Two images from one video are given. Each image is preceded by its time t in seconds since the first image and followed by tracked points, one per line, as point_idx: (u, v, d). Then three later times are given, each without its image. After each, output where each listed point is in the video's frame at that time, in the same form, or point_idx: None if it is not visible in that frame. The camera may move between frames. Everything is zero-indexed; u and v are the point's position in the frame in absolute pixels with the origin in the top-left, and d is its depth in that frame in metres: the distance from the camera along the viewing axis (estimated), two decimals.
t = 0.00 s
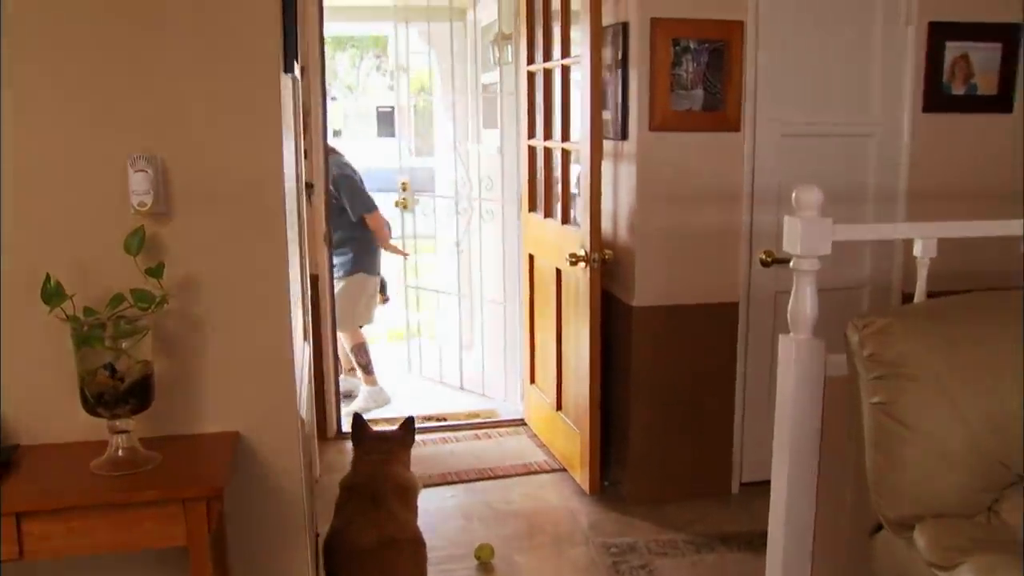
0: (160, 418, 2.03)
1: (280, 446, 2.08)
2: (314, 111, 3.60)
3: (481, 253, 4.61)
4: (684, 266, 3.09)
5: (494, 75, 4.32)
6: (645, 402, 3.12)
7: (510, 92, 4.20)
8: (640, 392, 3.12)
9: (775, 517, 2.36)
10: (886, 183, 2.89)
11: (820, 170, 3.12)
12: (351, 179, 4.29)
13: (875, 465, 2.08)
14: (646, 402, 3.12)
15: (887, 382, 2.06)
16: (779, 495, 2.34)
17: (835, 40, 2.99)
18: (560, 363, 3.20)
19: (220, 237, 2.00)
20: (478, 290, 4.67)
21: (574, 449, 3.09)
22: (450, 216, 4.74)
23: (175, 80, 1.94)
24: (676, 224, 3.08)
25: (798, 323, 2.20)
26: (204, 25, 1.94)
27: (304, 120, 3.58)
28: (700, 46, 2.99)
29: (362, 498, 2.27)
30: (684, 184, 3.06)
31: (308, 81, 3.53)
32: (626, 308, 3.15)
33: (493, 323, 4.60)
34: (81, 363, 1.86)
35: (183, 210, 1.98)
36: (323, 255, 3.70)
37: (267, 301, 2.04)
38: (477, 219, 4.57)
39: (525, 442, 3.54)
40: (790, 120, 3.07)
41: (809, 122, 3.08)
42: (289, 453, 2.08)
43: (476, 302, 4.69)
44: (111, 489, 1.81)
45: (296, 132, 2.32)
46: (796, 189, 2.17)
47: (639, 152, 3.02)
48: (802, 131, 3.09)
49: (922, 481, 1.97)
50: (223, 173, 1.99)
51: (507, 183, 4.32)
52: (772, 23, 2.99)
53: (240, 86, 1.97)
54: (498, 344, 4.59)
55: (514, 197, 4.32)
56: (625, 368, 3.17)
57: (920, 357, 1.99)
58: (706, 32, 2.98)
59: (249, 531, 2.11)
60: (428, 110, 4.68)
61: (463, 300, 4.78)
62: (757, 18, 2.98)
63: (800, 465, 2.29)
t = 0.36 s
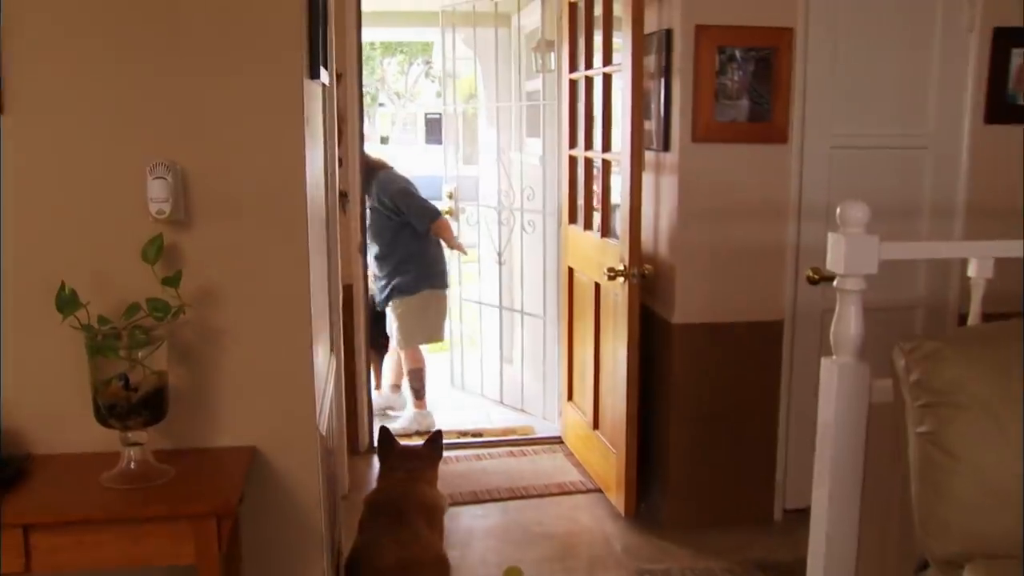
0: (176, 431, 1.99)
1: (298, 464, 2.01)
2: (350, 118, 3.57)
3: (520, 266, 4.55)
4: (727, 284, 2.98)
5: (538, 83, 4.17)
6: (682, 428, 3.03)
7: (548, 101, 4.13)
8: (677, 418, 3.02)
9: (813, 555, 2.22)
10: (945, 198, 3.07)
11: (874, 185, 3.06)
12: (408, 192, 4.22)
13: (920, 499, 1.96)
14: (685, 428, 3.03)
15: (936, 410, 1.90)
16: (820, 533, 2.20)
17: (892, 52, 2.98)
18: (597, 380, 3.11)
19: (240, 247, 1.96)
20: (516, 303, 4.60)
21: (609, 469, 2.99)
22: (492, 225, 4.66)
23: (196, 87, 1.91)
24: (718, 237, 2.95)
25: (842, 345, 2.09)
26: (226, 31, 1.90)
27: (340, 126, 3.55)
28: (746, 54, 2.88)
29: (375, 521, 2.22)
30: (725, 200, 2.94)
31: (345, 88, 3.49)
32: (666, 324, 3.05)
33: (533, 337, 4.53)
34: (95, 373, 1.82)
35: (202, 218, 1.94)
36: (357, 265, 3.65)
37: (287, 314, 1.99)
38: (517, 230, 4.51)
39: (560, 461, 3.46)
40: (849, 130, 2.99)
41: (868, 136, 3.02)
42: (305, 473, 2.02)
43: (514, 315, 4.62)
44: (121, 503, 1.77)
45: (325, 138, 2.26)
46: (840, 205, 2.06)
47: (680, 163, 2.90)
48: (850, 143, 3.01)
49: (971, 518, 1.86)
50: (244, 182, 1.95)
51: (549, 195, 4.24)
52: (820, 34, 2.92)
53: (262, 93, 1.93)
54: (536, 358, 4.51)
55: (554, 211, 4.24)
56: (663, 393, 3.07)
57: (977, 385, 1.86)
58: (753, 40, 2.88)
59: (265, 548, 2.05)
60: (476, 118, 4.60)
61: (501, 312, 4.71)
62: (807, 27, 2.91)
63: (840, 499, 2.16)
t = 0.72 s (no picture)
0: (183, 441, 1.94)
1: (308, 477, 1.96)
2: (375, 120, 3.54)
3: (546, 274, 4.50)
4: (764, 296, 2.90)
5: (570, 84, 4.18)
6: (713, 446, 2.96)
7: (583, 102, 4.11)
8: (707, 436, 2.95)
9: None
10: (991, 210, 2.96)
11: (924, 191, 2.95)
12: (455, 196, 4.15)
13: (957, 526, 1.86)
14: (716, 446, 2.96)
15: (973, 432, 1.80)
16: (851, 557, 2.11)
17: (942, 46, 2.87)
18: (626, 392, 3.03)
19: (251, 253, 1.91)
20: (542, 311, 4.55)
21: (637, 484, 2.91)
22: (513, 231, 4.62)
23: (207, 88, 1.87)
24: (755, 247, 2.87)
25: (877, 361, 2.00)
26: (239, 32, 1.87)
27: (365, 128, 3.52)
28: (782, 56, 2.79)
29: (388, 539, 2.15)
30: (763, 209, 2.85)
31: (368, 89, 3.44)
32: (694, 334, 2.98)
33: (563, 348, 4.46)
34: (98, 380, 1.78)
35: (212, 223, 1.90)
36: (381, 270, 3.62)
37: (298, 322, 1.94)
38: (545, 238, 4.47)
39: (588, 477, 3.40)
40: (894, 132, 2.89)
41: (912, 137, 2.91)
42: (315, 485, 1.96)
43: (539, 323, 4.57)
44: (122, 512, 1.72)
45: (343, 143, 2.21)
46: (875, 215, 1.97)
47: (712, 168, 2.82)
48: (893, 148, 2.90)
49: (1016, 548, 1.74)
50: (255, 186, 1.90)
51: (579, 204, 4.19)
52: (862, 36, 2.82)
53: (274, 94, 1.89)
54: (562, 368, 4.48)
55: (583, 219, 4.19)
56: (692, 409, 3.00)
57: (1015, 404, 1.76)
58: (792, 40, 2.78)
59: (274, 562, 2.00)
60: (512, 120, 4.50)
61: (523, 321, 4.66)
62: (847, 25, 2.81)
63: (872, 523, 2.06)
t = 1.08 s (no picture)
0: (179, 449, 1.89)
1: (308, 487, 1.91)
2: (386, 119, 3.51)
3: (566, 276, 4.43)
4: (784, 300, 2.87)
5: (588, 83, 4.11)
6: (732, 457, 2.92)
7: (600, 101, 4.00)
8: (726, 447, 2.92)
9: None
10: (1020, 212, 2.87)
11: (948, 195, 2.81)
12: (500, 195, 4.00)
13: (982, 547, 1.78)
14: (734, 458, 2.92)
15: (998, 447, 1.73)
16: None
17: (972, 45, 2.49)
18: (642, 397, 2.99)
19: (249, 256, 1.87)
20: (562, 314, 4.48)
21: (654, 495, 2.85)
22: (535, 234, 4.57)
23: (205, 87, 1.83)
24: (774, 252, 2.83)
25: (898, 371, 1.93)
26: (238, 29, 1.82)
27: (375, 127, 3.49)
28: (804, 53, 2.75)
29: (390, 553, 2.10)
30: (783, 212, 2.82)
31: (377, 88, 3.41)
32: (712, 339, 2.95)
33: (581, 353, 4.38)
34: (90, 386, 1.74)
35: (209, 225, 1.85)
36: (392, 272, 3.60)
37: (297, 328, 1.89)
38: (564, 240, 4.40)
39: (603, 485, 3.54)
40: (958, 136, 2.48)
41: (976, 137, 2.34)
42: (313, 496, 1.91)
43: (559, 327, 4.50)
44: (112, 521, 1.67)
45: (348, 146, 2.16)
46: (897, 219, 1.90)
47: (732, 171, 2.79)
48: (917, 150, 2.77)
49: None
50: (254, 188, 1.86)
51: (596, 205, 4.13)
52: (887, 31, 2.71)
53: (273, 94, 1.84)
54: (581, 372, 4.40)
55: (600, 222, 4.13)
56: (710, 416, 2.97)
57: None
58: (813, 37, 2.74)
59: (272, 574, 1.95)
60: (532, 120, 4.44)
61: (545, 325, 4.58)
62: (873, 22, 2.73)
63: (891, 539, 1.99)
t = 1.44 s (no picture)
0: (179, 456, 1.86)
1: (310, 495, 1.88)
2: (394, 120, 3.48)
3: (580, 279, 4.38)
4: (800, 302, 2.81)
5: (601, 82, 4.06)
6: (749, 463, 2.88)
7: (614, 102, 3.94)
8: (740, 454, 2.88)
9: None
10: None
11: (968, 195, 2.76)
12: (525, 198, 3.85)
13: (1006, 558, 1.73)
14: (751, 466, 2.88)
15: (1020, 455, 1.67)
16: None
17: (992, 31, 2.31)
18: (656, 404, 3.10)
19: (250, 260, 1.84)
20: (576, 318, 4.43)
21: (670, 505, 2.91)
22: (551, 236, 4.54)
23: (205, 87, 1.80)
24: (790, 254, 2.79)
25: (918, 377, 1.89)
26: (239, 28, 1.79)
27: (382, 128, 3.44)
28: (821, 50, 2.70)
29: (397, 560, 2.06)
30: (799, 213, 2.77)
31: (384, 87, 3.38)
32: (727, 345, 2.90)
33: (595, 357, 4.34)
34: (87, 392, 1.70)
35: (209, 228, 1.82)
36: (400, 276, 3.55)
37: (300, 332, 1.86)
38: (578, 243, 4.35)
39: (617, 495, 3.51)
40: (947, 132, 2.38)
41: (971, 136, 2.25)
42: (317, 501, 1.89)
43: (574, 332, 4.46)
44: (110, 530, 1.64)
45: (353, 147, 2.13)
46: (917, 218, 1.86)
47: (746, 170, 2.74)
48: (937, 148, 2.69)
49: None
50: (256, 190, 1.83)
51: (610, 206, 4.08)
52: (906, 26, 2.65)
53: (274, 94, 1.81)
54: (594, 377, 4.35)
55: (613, 224, 4.08)
56: (725, 421, 2.93)
57: None
58: (829, 33, 2.69)
59: None
60: (546, 120, 4.40)
61: (560, 329, 4.54)
62: (892, 17, 2.68)
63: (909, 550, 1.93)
